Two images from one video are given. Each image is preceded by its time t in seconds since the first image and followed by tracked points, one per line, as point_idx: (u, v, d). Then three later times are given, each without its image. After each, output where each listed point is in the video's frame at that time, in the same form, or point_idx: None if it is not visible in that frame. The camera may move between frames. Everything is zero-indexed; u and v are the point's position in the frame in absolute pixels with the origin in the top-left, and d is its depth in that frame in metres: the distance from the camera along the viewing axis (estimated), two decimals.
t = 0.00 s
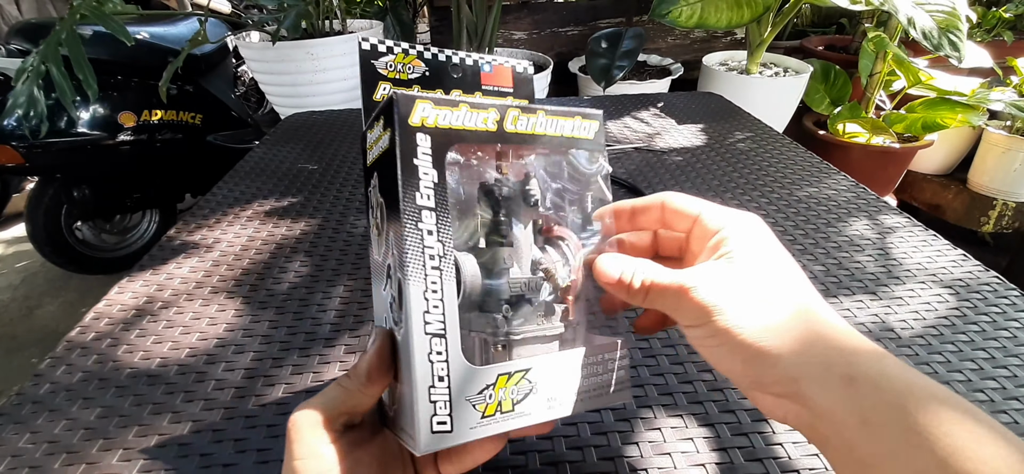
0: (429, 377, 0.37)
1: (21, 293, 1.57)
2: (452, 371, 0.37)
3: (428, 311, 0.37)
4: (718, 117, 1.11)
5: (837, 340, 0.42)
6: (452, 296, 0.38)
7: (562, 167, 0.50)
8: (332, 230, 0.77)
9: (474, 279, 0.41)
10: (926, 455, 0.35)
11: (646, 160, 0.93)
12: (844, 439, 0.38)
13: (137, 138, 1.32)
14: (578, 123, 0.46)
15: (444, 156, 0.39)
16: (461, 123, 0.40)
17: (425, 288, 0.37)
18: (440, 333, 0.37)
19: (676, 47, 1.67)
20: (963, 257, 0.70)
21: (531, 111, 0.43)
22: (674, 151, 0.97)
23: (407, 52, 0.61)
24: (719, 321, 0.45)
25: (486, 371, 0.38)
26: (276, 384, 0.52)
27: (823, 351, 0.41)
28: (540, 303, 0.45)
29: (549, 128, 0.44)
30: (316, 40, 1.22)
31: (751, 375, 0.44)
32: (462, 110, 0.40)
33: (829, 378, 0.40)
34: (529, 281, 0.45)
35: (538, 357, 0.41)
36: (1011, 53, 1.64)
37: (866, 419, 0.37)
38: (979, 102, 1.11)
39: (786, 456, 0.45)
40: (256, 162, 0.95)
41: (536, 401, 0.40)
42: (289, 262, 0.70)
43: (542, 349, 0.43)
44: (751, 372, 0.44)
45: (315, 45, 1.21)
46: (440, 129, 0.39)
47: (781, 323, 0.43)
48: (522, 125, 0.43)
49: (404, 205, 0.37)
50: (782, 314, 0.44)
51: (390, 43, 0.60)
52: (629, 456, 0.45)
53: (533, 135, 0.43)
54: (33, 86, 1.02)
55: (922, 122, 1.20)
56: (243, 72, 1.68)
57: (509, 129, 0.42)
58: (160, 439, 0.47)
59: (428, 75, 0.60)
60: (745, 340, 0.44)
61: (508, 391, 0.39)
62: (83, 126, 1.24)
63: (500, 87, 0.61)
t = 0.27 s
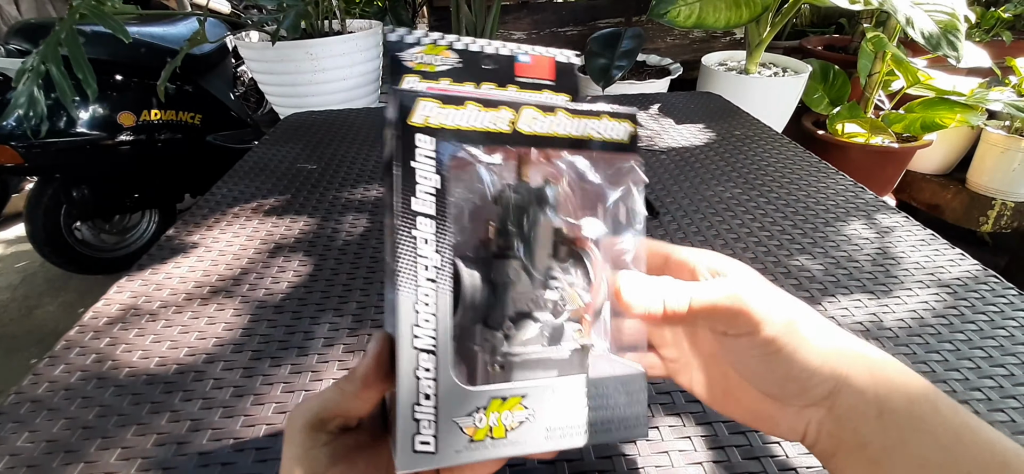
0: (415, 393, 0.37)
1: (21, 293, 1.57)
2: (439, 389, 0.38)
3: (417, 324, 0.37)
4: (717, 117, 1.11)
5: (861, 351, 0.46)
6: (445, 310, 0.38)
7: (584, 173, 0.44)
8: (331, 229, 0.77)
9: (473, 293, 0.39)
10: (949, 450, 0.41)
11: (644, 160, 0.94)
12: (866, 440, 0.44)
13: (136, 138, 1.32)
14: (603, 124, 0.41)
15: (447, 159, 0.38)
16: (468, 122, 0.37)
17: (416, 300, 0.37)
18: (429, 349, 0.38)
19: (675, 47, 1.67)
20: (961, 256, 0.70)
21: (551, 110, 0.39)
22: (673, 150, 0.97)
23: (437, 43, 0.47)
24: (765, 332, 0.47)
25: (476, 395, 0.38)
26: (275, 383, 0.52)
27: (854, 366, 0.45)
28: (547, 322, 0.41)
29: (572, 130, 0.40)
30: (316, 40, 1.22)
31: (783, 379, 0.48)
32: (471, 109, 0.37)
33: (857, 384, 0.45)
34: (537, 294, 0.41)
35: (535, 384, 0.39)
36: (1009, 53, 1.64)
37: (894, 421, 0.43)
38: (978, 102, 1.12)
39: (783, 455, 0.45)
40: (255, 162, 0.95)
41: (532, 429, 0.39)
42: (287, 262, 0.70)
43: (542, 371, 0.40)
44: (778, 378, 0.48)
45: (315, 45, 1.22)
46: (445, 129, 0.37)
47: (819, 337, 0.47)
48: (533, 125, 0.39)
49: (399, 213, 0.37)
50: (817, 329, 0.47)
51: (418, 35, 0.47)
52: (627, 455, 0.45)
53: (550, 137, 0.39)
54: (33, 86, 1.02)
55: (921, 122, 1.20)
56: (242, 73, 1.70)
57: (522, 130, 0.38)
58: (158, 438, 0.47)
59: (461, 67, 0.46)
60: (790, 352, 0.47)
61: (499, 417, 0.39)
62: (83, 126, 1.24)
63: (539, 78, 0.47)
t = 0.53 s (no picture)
0: (422, 369, 0.42)
1: (20, 294, 1.57)
2: (441, 368, 0.42)
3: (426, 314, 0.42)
4: (718, 118, 1.11)
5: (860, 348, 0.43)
6: (451, 305, 0.42)
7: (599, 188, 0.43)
8: (332, 230, 0.76)
9: (478, 288, 0.43)
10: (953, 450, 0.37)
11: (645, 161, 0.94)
12: (867, 441, 0.40)
13: (135, 138, 1.32)
14: (617, 142, 0.39)
15: (462, 177, 0.39)
16: (480, 144, 0.38)
17: (426, 294, 0.41)
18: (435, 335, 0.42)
19: (675, 48, 1.67)
20: (963, 257, 0.70)
21: (563, 130, 0.38)
22: (674, 151, 0.97)
23: (484, 42, 0.47)
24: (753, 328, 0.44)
25: (473, 378, 0.42)
26: (276, 385, 0.52)
27: (855, 363, 0.41)
28: (546, 320, 0.43)
29: (585, 149, 0.38)
30: (316, 41, 1.22)
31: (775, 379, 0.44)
32: (483, 132, 0.37)
33: (852, 382, 0.41)
34: (540, 295, 0.43)
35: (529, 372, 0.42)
36: (1009, 54, 1.64)
37: (895, 421, 0.39)
38: (977, 103, 1.12)
39: (786, 457, 0.45)
40: (256, 163, 0.95)
41: (523, 411, 0.42)
42: (288, 263, 0.70)
43: (538, 362, 0.43)
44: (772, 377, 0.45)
45: (314, 45, 1.22)
46: (458, 151, 0.38)
47: (815, 334, 0.43)
48: (563, 112, 0.43)
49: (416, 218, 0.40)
50: (816, 328, 0.44)
51: (465, 35, 0.47)
52: (630, 457, 0.45)
53: (561, 157, 0.38)
54: (31, 86, 1.02)
55: (921, 123, 1.20)
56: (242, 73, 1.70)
57: (530, 151, 0.38)
58: (159, 440, 0.47)
59: (507, 69, 0.47)
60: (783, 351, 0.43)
61: (493, 396, 0.42)
62: (82, 126, 1.25)
63: (585, 75, 0.47)
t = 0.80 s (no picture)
0: (424, 375, 0.40)
1: (19, 294, 1.56)
2: (443, 373, 0.40)
3: (427, 319, 0.38)
4: (717, 117, 1.11)
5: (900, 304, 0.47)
6: (454, 310, 0.38)
7: (595, 188, 0.42)
8: (331, 229, 0.76)
9: (481, 289, 0.40)
10: (966, 389, 0.39)
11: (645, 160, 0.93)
12: (885, 376, 0.44)
13: (134, 138, 1.32)
14: (627, 143, 0.35)
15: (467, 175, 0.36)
16: (486, 143, 0.34)
17: (428, 297, 0.38)
18: (437, 340, 0.39)
19: (675, 48, 1.67)
20: (963, 257, 0.70)
21: (573, 129, 0.34)
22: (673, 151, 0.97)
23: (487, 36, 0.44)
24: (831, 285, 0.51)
25: (476, 383, 0.40)
26: (274, 384, 0.52)
27: (889, 309, 0.46)
28: (550, 323, 0.41)
29: (595, 150, 0.34)
30: (315, 40, 1.22)
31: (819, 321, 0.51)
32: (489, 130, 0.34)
33: (884, 327, 0.45)
34: (545, 298, 0.41)
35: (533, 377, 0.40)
36: (1009, 54, 1.64)
37: (916, 360, 0.42)
38: (977, 103, 1.13)
39: (786, 456, 0.44)
40: (254, 162, 0.95)
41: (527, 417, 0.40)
42: (286, 262, 0.69)
43: (541, 366, 0.41)
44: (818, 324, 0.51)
45: (313, 45, 1.22)
46: (465, 149, 0.34)
47: (868, 291, 0.48)
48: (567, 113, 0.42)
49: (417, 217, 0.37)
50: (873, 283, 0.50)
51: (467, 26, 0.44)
52: (629, 457, 0.45)
53: (569, 157, 0.35)
54: (29, 85, 1.01)
55: (921, 122, 1.20)
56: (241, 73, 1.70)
57: (540, 150, 0.34)
58: (156, 439, 0.46)
59: (509, 65, 0.45)
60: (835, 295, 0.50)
61: (497, 401, 0.40)
62: (81, 126, 1.24)
63: (592, 75, 0.45)
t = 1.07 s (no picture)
0: (444, 386, 0.38)
1: (19, 293, 1.56)
2: (463, 385, 0.38)
3: (448, 332, 0.36)
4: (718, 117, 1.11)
5: (902, 147, 0.39)
6: (476, 323, 0.36)
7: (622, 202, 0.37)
8: (333, 228, 0.76)
9: (503, 302, 0.38)
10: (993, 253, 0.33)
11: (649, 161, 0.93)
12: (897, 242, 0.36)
13: (135, 138, 1.32)
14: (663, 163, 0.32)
15: (496, 189, 0.33)
16: (519, 156, 0.31)
17: (448, 311, 0.36)
18: (458, 352, 0.37)
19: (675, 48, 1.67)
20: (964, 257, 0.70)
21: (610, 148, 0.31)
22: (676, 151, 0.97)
23: (517, 35, 0.44)
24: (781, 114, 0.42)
25: (495, 398, 0.38)
26: (277, 383, 0.52)
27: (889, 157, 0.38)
28: (570, 340, 0.40)
29: (630, 171, 0.32)
30: (316, 40, 1.22)
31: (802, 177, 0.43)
32: (524, 143, 0.31)
33: (881, 171, 0.37)
34: (565, 314, 0.39)
35: (553, 391, 0.39)
36: (1008, 55, 1.65)
37: (927, 213, 0.35)
38: (978, 105, 1.15)
39: (790, 455, 0.45)
40: (256, 162, 0.95)
41: (543, 430, 0.40)
42: (289, 262, 0.69)
43: (557, 381, 0.40)
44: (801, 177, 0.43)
45: (315, 45, 1.22)
46: (497, 162, 0.31)
47: (854, 130, 0.40)
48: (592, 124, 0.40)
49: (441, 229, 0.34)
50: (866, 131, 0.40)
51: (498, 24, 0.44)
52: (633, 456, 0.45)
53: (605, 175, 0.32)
54: (30, 84, 1.01)
55: (922, 124, 1.19)
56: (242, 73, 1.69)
57: (572, 167, 0.32)
58: (160, 439, 0.46)
59: (537, 65, 0.44)
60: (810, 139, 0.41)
61: (514, 415, 0.39)
62: (81, 126, 1.23)
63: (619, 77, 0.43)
